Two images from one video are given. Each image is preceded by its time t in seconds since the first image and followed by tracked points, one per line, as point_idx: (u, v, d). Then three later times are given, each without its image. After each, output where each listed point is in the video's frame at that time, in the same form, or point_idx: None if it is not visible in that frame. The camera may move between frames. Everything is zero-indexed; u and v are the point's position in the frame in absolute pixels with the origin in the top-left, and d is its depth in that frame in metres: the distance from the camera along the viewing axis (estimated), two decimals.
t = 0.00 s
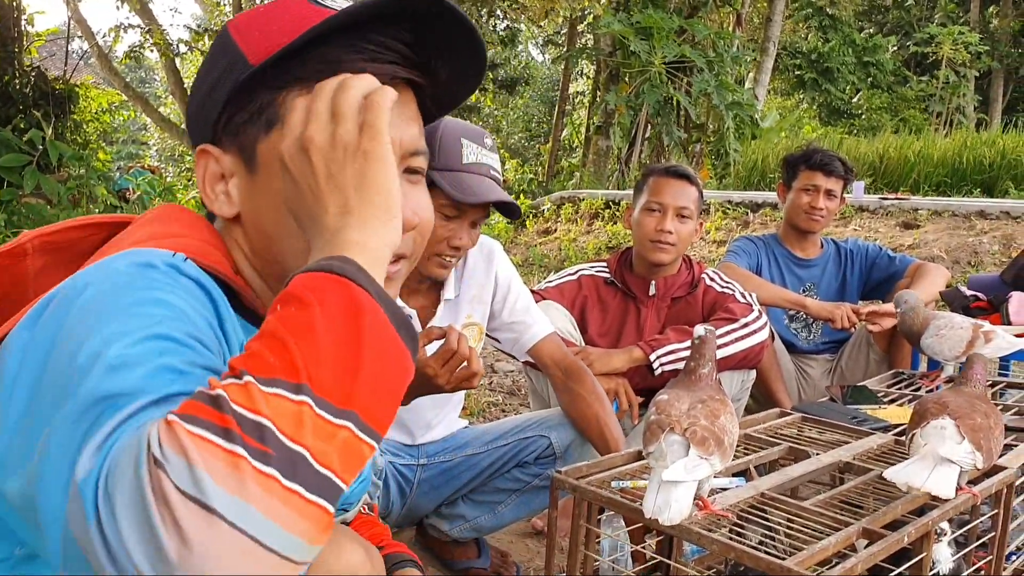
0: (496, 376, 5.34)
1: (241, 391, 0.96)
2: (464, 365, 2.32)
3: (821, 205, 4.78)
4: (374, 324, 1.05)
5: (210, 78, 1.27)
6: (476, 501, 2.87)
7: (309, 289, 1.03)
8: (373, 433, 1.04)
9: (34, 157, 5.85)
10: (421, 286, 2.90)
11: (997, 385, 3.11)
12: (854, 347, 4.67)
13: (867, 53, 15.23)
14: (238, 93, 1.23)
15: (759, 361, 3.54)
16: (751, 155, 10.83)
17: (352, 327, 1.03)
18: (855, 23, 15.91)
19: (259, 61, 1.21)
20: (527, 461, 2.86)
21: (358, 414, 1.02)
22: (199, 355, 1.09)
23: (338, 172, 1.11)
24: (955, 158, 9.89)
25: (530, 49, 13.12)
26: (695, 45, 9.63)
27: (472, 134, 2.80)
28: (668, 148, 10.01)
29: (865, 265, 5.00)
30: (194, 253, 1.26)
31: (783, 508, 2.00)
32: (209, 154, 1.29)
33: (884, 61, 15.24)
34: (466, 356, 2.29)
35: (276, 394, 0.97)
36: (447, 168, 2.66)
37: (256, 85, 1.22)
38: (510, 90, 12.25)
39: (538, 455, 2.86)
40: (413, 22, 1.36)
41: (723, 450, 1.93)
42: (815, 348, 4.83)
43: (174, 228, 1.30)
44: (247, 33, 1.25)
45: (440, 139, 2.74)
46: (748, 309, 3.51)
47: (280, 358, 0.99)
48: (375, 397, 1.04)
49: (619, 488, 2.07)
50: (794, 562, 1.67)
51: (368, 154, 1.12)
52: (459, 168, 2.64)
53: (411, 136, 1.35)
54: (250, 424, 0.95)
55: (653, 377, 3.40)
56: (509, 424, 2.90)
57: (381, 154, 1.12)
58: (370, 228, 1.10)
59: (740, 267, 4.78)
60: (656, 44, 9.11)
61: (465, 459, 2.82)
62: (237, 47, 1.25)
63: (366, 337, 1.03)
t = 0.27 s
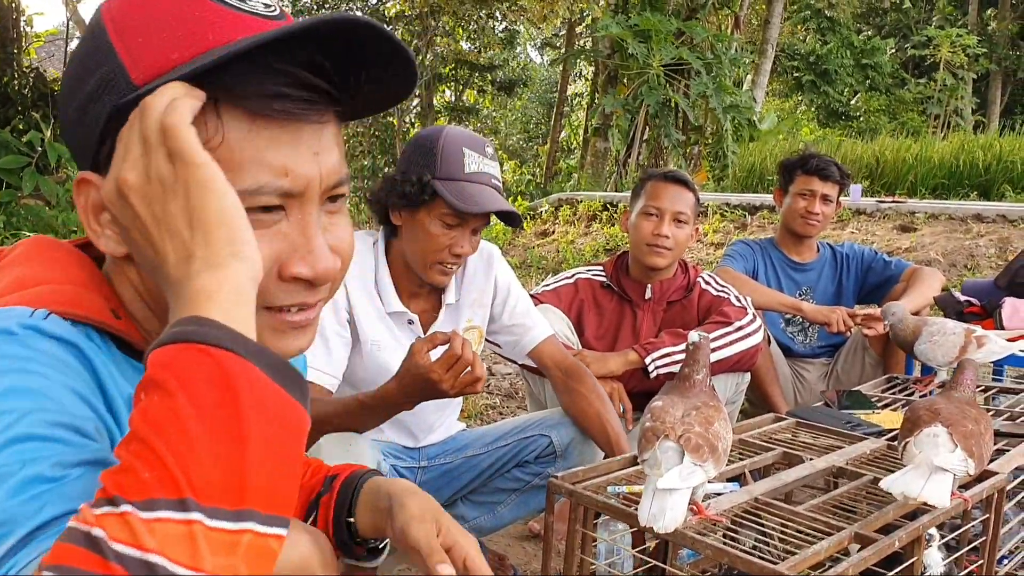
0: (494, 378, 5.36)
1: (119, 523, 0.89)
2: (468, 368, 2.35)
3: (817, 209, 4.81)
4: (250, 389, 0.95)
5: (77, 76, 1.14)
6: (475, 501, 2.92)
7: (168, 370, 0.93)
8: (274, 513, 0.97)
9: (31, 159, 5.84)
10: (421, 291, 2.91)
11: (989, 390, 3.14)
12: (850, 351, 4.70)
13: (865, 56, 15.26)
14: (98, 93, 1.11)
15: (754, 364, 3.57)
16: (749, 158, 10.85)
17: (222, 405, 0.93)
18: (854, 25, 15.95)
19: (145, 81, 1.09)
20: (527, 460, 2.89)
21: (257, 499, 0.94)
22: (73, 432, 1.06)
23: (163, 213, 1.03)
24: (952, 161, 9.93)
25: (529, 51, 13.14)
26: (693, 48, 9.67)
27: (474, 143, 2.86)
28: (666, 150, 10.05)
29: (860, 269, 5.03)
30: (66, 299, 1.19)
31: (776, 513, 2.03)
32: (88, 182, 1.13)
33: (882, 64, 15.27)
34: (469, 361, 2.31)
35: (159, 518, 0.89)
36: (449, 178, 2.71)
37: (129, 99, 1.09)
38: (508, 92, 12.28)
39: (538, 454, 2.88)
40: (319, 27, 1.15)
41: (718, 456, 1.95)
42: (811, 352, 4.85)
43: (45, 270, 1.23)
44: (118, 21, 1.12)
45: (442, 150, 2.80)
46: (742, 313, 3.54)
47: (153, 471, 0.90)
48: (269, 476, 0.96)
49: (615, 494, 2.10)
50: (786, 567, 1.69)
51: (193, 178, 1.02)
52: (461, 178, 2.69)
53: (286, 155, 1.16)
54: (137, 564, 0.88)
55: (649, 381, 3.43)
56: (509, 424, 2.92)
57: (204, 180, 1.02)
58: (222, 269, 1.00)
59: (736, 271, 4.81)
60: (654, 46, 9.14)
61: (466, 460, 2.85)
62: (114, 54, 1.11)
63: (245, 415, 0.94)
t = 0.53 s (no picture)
0: (492, 381, 5.38)
1: None
2: (472, 366, 2.38)
3: (813, 213, 4.83)
4: (217, 538, 1.00)
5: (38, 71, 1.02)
6: (474, 501, 2.93)
7: (138, 537, 0.97)
8: None
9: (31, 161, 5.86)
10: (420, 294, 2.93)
11: (982, 393, 3.17)
12: (846, 354, 4.73)
13: (863, 58, 15.29)
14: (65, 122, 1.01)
15: (749, 367, 3.59)
16: (745, 159, 10.82)
17: (198, 559, 0.99)
18: (852, 27, 15.98)
19: (147, 140, 1.02)
20: (526, 458, 2.90)
21: None
22: None
23: (129, 338, 0.99)
24: (949, 163, 9.95)
25: (528, 52, 13.18)
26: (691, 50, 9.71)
27: (473, 150, 2.87)
28: (665, 152, 10.08)
29: (856, 272, 5.06)
30: None
31: (770, 516, 2.05)
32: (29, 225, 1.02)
33: (880, 66, 15.30)
34: (474, 359, 2.36)
35: None
36: (449, 185, 2.73)
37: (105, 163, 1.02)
38: (506, 95, 12.31)
39: (537, 451, 2.90)
40: (325, 126, 1.17)
41: (711, 460, 1.97)
42: (808, 355, 4.87)
43: None
44: (108, 27, 1.02)
45: (441, 158, 2.81)
46: (737, 315, 3.56)
47: None
48: None
49: (610, 496, 2.12)
50: (778, 568, 1.72)
51: (175, 305, 0.99)
52: (460, 187, 2.71)
53: (241, 272, 1.13)
54: None
55: (645, 384, 3.46)
56: (508, 424, 2.95)
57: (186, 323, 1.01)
58: (195, 410, 1.03)
59: (733, 274, 4.83)
60: (652, 49, 9.17)
61: (464, 460, 2.87)
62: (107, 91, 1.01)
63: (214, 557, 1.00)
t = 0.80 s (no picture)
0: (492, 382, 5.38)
1: None
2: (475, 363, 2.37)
3: (813, 214, 4.84)
4: (206, 549, 1.03)
5: (47, 58, 0.99)
6: (474, 498, 2.93)
7: (128, 556, 0.98)
8: None
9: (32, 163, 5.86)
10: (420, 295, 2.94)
11: (981, 393, 3.18)
12: (845, 355, 4.73)
13: (863, 61, 15.31)
14: (95, 115, 1.00)
15: (749, 368, 3.60)
16: (746, 162, 10.77)
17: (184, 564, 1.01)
18: (852, 30, 15.99)
19: (183, 123, 1.05)
20: (528, 453, 2.92)
21: None
22: None
23: (100, 348, 1.01)
24: (949, 165, 9.96)
25: (528, 54, 13.20)
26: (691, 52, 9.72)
27: (473, 156, 2.86)
28: (665, 154, 10.10)
29: (855, 273, 5.07)
30: None
31: (769, 515, 2.06)
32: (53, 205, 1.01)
33: (880, 69, 15.32)
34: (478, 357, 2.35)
35: None
36: (447, 194, 2.74)
37: (131, 153, 1.03)
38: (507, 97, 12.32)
39: (538, 446, 2.92)
40: (330, 95, 1.25)
41: (711, 459, 1.98)
42: (807, 356, 4.88)
43: None
44: (129, 17, 1.02)
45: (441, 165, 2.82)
46: (737, 316, 3.57)
47: None
48: None
49: (610, 495, 2.12)
50: (778, 567, 1.72)
51: (142, 311, 1.01)
52: (458, 196, 2.72)
53: (248, 237, 1.17)
54: None
55: (645, 384, 3.47)
56: (508, 420, 2.96)
57: (159, 318, 1.03)
58: (175, 420, 1.05)
59: (732, 275, 4.83)
60: (651, 51, 9.19)
61: (465, 458, 2.88)
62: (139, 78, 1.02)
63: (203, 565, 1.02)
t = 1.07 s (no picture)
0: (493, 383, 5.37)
1: None
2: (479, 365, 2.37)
3: (813, 215, 4.84)
4: (236, 457, 0.93)
5: (83, 30, 0.99)
6: (474, 499, 2.93)
7: (155, 454, 0.89)
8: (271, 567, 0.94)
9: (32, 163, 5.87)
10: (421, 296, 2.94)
11: (982, 395, 3.17)
12: (846, 357, 4.73)
13: (863, 62, 15.32)
14: (142, 81, 1.00)
15: (750, 369, 3.60)
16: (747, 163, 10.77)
17: (217, 476, 0.91)
18: (853, 31, 15.98)
19: (229, 76, 1.05)
20: (528, 454, 2.92)
21: (254, 550, 0.92)
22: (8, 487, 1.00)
23: (134, 270, 0.91)
24: (949, 167, 9.95)
25: (528, 56, 13.20)
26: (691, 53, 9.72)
27: (474, 165, 2.83)
28: (665, 155, 10.10)
29: (856, 275, 5.06)
30: None
31: (769, 516, 2.06)
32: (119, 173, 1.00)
33: (880, 70, 15.32)
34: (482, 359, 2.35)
35: None
36: (448, 203, 2.72)
37: (187, 111, 1.04)
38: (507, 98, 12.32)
39: (539, 447, 2.92)
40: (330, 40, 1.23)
41: (711, 460, 1.97)
42: (807, 357, 4.88)
43: None
44: None
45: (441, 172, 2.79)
46: (738, 318, 3.57)
47: (161, 551, 0.87)
48: (264, 532, 0.93)
49: (610, 496, 2.12)
50: (778, 567, 1.72)
51: (181, 233, 0.92)
52: (458, 204, 2.70)
53: (290, 186, 1.18)
54: None
55: (646, 386, 3.46)
56: (508, 421, 2.96)
57: (181, 232, 0.92)
58: (206, 331, 0.94)
59: (733, 276, 4.83)
60: (652, 52, 9.19)
61: (466, 459, 2.87)
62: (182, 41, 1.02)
63: (235, 480, 0.92)
